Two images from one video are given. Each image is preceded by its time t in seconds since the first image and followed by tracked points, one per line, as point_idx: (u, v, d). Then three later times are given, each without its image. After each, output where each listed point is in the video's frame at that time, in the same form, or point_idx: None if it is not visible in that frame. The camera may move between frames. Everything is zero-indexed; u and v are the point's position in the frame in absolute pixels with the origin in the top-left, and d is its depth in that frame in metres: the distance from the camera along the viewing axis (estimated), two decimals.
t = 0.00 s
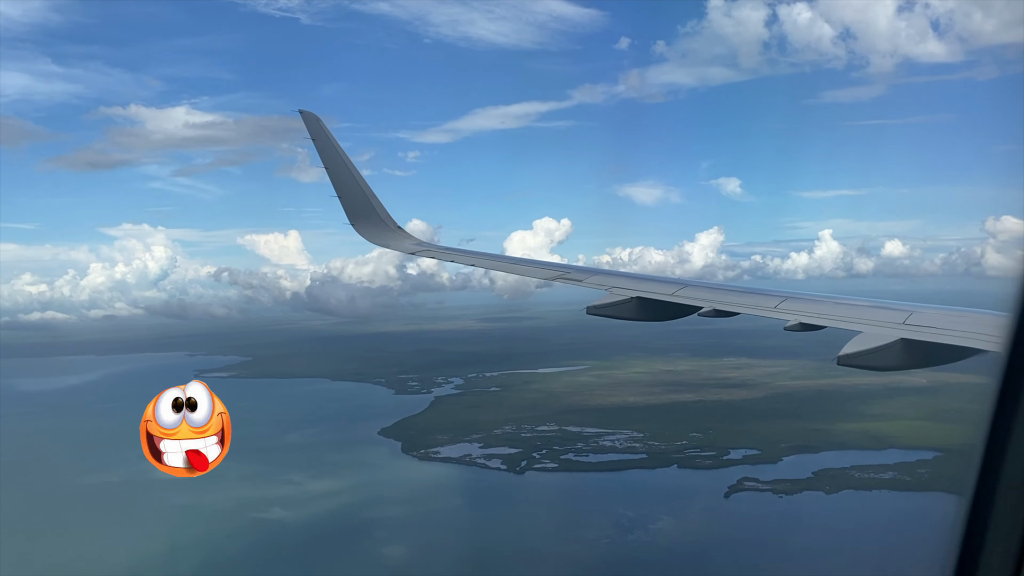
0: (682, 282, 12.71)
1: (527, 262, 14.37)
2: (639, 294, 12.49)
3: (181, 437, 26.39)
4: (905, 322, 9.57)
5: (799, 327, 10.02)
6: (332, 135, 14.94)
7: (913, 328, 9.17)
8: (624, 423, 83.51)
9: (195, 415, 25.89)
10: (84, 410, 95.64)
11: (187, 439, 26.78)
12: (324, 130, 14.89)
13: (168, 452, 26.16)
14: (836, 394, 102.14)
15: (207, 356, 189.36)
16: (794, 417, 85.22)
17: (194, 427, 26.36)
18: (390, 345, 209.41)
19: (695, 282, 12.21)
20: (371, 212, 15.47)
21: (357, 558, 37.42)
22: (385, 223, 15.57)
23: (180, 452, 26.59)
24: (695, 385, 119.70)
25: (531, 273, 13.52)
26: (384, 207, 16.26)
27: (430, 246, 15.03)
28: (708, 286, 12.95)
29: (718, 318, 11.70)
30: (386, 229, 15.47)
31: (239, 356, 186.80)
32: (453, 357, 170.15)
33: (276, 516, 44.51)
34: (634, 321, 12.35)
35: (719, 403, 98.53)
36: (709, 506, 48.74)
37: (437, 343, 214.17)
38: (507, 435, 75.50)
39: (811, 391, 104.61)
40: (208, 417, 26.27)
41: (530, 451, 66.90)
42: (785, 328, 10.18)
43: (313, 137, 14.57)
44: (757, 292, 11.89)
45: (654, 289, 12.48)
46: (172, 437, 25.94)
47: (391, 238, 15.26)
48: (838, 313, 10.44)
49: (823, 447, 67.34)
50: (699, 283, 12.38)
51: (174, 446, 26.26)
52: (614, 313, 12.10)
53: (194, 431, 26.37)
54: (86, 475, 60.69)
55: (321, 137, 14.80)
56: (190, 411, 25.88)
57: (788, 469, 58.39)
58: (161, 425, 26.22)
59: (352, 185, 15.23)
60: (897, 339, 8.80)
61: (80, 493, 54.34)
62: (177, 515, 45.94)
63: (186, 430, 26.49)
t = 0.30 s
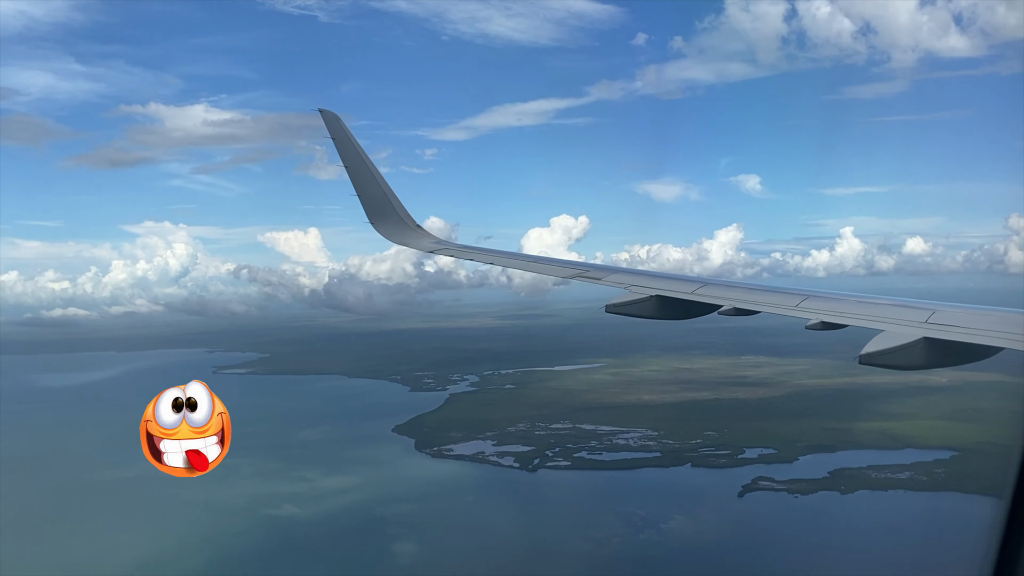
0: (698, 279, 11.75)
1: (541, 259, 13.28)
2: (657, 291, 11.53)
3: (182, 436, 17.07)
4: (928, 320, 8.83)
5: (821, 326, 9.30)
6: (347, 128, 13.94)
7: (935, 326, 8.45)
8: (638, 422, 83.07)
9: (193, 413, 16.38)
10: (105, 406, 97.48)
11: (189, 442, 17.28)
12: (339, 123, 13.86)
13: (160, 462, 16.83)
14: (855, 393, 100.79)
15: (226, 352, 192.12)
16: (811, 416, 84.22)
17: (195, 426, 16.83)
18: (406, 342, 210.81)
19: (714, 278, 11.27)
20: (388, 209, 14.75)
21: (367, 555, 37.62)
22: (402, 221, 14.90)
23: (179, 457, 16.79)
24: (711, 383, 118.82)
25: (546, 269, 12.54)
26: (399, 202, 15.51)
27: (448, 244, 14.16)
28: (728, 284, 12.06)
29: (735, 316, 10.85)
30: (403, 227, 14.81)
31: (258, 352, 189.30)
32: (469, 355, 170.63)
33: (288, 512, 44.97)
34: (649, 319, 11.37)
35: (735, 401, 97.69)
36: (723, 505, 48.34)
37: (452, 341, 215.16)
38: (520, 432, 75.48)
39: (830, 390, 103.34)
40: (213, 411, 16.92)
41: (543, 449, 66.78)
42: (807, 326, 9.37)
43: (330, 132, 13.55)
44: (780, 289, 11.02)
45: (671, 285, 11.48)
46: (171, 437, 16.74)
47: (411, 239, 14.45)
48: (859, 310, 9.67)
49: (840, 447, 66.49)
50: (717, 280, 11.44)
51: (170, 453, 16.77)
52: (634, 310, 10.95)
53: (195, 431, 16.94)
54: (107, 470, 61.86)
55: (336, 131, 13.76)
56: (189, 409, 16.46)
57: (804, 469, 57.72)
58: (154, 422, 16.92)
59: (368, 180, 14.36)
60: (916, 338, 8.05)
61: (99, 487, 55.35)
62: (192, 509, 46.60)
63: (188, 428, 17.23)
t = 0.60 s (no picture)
0: (724, 276, 13.08)
1: (566, 257, 15.07)
2: (680, 289, 12.77)
3: (181, 437, 13.20)
4: (950, 319, 9.03)
5: (843, 324, 9.87)
6: (372, 130, 15.19)
7: (957, 325, 8.53)
8: (654, 420, 82.55)
9: (193, 410, 12.65)
10: (125, 402, 99.09)
11: (190, 440, 13.42)
12: (365, 126, 15.16)
13: (160, 465, 13.32)
14: (876, 392, 99.12)
15: (246, 349, 194.50)
16: (831, 415, 83.06)
17: (194, 426, 12.93)
18: (423, 339, 211.64)
19: (736, 278, 12.53)
20: (409, 206, 15.97)
21: (379, 551, 37.86)
22: (423, 217, 16.10)
23: (178, 459, 13.23)
24: (728, 381, 117.63)
25: (573, 270, 14.19)
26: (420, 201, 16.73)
27: (466, 240, 15.72)
28: (752, 282, 13.10)
29: (759, 313, 12.03)
30: (424, 223, 16.01)
31: (276, 348, 191.35)
32: (485, 351, 170.69)
33: (303, 508, 45.44)
34: (675, 316, 12.86)
35: (752, 400, 96.71)
36: (738, 504, 47.89)
37: (468, 338, 215.49)
38: (535, 429, 75.56)
39: (850, 390, 101.99)
40: (221, 403, 13.33)
41: (558, 446, 66.78)
42: (830, 325, 10.04)
43: (356, 133, 14.83)
44: (802, 287, 12.06)
45: (697, 283, 12.88)
46: (168, 439, 13.07)
47: (429, 232, 16.00)
48: (879, 309, 10.05)
49: (860, 446, 65.61)
50: (740, 278, 12.71)
51: (169, 454, 13.18)
52: (653, 307, 12.68)
53: (196, 430, 13.05)
54: (127, 465, 62.89)
55: (363, 133, 15.04)
56: (190, 403, 12.86)
57: (821, 468, 57.05)
58: (150, 420, 13.19)
59: (391, 179, 15.60)
60: (943, 338, 8.05)
61: (119, 482, 56.30)
62: (208, 502, 47.24)
63: (184, 429, 13.25)
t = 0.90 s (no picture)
0: (748, 273, 13.32)
1: (590, 254, 15.58)
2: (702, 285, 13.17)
3: (181, 437, 12.57)
4: (979, 316, 8.98)
5: (870, 321, 9.93)
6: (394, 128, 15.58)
7: (985, 322, 8.48)
8: (671, 418, 81.98)
9: (192, 410, 12.02)
10: (150, 396, 101.25)
11: (192, 437, 12.78)
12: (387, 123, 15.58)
13: (159, 465, 12.76)
14: (900, 391, 97.39)
15: (268, 345, 197.40)
16: (852, 414, 81.77)
17: (194, 426, 12.26)
18: (442, 336, 212.83)
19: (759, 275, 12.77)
20: (430, 200, 16.33)
21: (391, 548, 38.08)
22: (444, 212, 16.45)
23: (179, 457, 12.63)
24: (748, 379, 116.43)
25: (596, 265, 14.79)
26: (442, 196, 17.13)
27: (488, 236, 16.12)
28: (776, 278, 13.41)
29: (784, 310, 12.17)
30: (444, 217, 16.34)
31: (298, 344, 193.98)
32: (503, 349, 170.92)
33: (317, 504, 45.91)
34: (698, 312, 13.10)
35: (772, 398, 95.61)
36: (754, 504, 47.35)
37: (487, 335, 215.98)
38: (551, 427, 75.45)
39: (873, 388, 100.35)
40: (221, 403, 12.71)
41: (573, 444, 66.61)
42: (857, 323, 10.09)
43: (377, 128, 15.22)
44: (827, 283, 12.24)
45: (720, 281, 13.14)
46: (167, 438, 12.51)
47: (451, 227, 16.37)
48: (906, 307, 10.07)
49: (882, 446, 64.52)
50: (763, 275, 12.96)
51: (169, 454, 12.58)
52: (677, 304, 12.94)
53: (195, 431, 12.36)
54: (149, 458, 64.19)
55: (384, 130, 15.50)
56: (190, 403, 12.25)
57: (841, 469, 56.19)
58: (148, 418, 12.70)
59: (413, 175, 16.00)
60: (972, 336, 8.00)
61: (141, 476, 57.48)
62: (225, 497, 47.93)
63: (186, 427, 12.59)
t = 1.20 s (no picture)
0: (773, 271, 13.52)
1: (614, 251, 15.93)
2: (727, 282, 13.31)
3: (180, 437, 13.25)
4: (1008, 316, 9.00)
5: (895, 320, 10.02)
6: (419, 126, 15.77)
7: (1014, 321, 8.51)
8: (690, 417, 81.37)
9: (193, 410, 12.60)
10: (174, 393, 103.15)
11: (191, 439, 13.42)
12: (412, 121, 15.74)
13: (160, 463, 13.40)
14: (925, 390, 95.54)
15: (290, 342, 200.18)
16: (876, 414, 80.39)
17: (194, 426, 12.90)
18: (461, 333, 213.78)
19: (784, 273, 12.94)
20: (453, 198, 16.63)
21: (406, 546, 38.31)
22: (467, 210, 16.77)
23: (180, 455, 13.25)
24: (768, 378, 115.11)
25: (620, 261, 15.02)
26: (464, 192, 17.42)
27: (510, 233, 16.41)
28: (801, 276, 13.58)
29: (809, 307, 12.30)
30: (466, 215, 16.66)
31: (320, 341, 196.27)
32: (522, 346, 171.01)
33: (332, 501, 46.45)
34: (722, 310, 13.25)
35: (793, 397, 94.44)
36: (771, 504, 46.89)
37: (507, 332, 216.20)
38: (568, 425, 75.35)
39: (897, 388, 98.62)
40: (221, 405, 13.38)
41: (590, 443, 66.46)
42: (882, 320, 10.19)
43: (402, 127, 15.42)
44: (852, 282, 12.39)
45: (745, 278, 13.35)
46: (167, 438, 13.22)
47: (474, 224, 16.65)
48: (933, 305, 10.14)
49: (905, 446, 63.42)
50: (788, 274, 13.16)
51: (170, 454, 13.22)
52: (699, 301, 13.13)
53: (195, 431, 13.02)
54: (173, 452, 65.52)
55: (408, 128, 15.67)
56: (191, 403, 12.83)
57: (861, 470, 55.38)
58: (149, 419, 13.34)
59: (436, 171, 16.23)
60: (998, 334, 8.03)
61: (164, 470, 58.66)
62: (243, 493, 48.71)
63: (186, 429, 13.27)
